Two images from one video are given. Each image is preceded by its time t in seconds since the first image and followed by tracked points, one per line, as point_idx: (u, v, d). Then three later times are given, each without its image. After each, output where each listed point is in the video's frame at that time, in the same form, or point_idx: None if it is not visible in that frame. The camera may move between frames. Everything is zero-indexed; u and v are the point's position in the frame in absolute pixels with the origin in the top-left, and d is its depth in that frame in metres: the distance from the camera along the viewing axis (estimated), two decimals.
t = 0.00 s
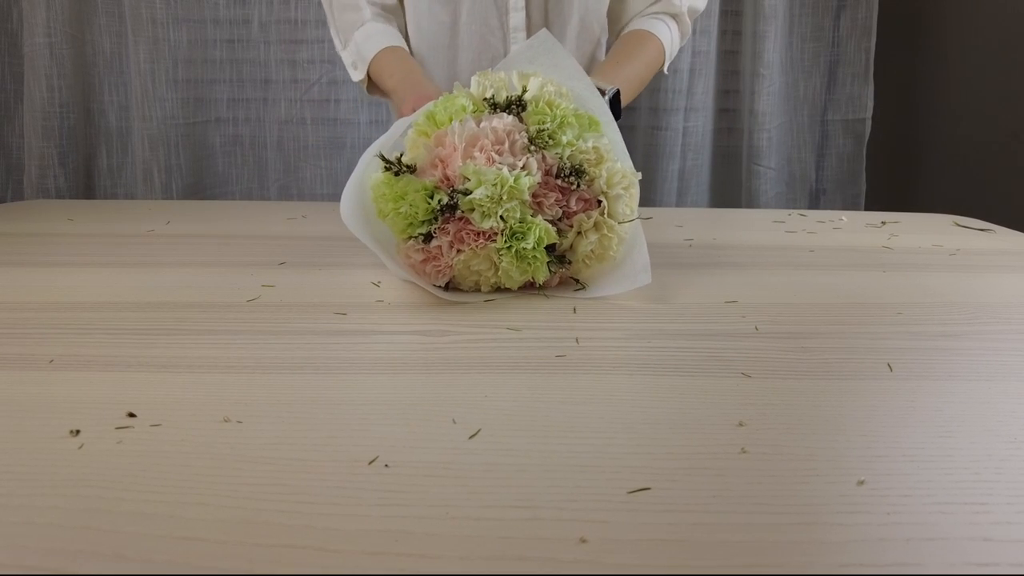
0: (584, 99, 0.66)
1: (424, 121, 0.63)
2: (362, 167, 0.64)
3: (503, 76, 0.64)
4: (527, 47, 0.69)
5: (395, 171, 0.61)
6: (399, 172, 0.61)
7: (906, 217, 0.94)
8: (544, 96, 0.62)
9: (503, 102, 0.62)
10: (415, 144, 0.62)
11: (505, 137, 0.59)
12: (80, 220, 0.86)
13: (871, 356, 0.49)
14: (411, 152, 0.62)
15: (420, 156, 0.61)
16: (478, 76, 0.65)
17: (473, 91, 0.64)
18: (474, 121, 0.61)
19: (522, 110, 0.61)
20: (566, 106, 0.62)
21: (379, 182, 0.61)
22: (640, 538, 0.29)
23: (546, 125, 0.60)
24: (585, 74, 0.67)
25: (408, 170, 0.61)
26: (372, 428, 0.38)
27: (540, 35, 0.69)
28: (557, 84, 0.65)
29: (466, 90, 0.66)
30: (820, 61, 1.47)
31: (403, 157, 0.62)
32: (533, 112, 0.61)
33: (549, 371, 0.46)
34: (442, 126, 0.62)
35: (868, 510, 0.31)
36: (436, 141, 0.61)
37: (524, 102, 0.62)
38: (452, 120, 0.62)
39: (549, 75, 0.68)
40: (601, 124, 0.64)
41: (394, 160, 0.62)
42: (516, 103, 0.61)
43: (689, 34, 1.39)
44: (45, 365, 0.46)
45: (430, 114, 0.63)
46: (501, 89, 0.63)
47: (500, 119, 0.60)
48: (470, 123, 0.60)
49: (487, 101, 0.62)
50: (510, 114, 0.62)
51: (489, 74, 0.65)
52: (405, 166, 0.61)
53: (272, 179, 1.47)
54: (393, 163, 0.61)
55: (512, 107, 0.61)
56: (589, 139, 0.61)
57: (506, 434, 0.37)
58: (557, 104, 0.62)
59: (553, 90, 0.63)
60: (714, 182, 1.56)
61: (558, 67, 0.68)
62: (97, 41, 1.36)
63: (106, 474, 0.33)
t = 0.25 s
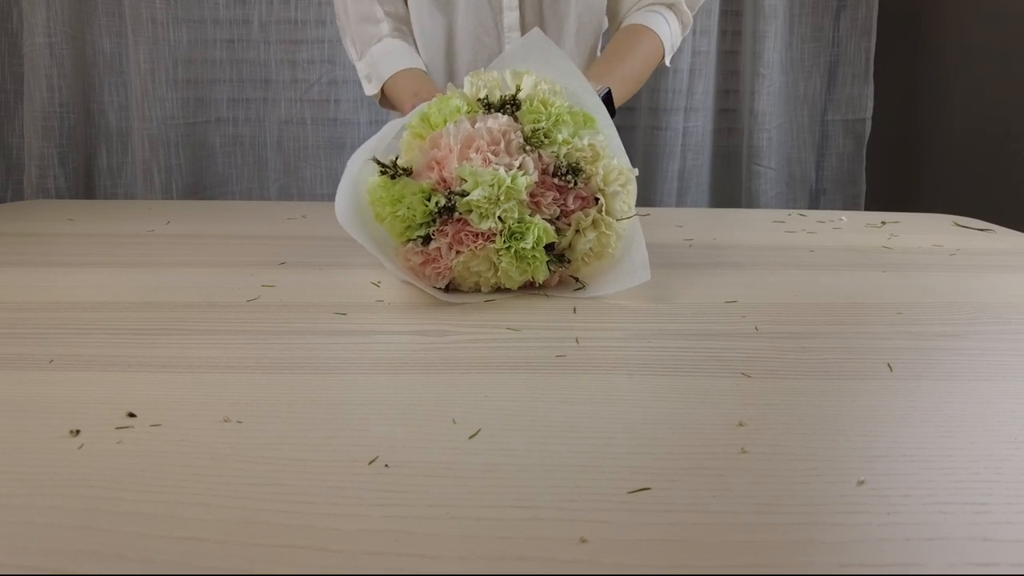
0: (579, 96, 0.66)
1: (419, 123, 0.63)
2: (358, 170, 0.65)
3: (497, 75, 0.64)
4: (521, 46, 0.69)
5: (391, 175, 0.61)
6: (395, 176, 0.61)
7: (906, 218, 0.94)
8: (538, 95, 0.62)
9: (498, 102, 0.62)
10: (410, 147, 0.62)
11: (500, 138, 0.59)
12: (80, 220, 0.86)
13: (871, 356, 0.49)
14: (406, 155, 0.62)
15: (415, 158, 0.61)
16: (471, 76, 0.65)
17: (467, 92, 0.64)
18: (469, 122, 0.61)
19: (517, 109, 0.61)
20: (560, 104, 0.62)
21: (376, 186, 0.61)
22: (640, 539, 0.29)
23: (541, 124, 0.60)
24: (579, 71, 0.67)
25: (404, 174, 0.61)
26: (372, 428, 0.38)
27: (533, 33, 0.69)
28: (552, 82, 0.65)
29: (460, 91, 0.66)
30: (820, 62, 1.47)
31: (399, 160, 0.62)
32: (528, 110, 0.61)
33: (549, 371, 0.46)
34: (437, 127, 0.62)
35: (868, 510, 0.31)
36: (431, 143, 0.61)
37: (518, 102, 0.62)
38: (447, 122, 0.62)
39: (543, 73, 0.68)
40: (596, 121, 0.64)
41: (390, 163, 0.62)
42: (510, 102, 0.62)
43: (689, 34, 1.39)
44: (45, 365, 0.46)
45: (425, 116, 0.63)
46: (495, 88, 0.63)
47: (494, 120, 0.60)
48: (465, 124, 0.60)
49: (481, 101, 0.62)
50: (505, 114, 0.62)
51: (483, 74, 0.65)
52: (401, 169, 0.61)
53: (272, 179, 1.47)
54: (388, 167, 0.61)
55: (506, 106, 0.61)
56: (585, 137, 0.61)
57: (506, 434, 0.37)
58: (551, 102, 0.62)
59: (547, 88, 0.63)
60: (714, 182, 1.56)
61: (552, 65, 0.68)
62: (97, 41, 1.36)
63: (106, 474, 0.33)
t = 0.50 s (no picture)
0: (580, 98, 0.66)
1: (422, 123, 0.63)
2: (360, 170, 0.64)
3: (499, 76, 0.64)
4: (523, 47, 0.69)
5: (393, 173, 0.61)
6: (397, 175, 0.61)
7: (906, 218, 0.94)
8: (541, 96, 0.62)
9: (501, 103, 0.62)
10: (412, 146, 0.62)
11: (503, 138, 0.59)
12: (80, 220, 0.86)
13: (871, 356, 0.49)
14: (408, 154, 0.62)
15: (417, 158, 0.61)
16: (474, 76, 0.65)
17: (469, 92, 0.64)
18: (471, 122, 0.61)
19: (519, 110, 0.61)
20: (563, 106, 0.62)
21: (377, 185, 0.61)
22: (639, 538, 0.29)
23: (544, 126, 0.60)
24: (581, 73, 0.67)
25: (406, 172, 0.61)
26: (372, 428, 0.38)
27: (536, 34, 0.68)
28: (554, 84, 0.65)
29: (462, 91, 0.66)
30: (820, 62, 1.47)
31: (401, 159, 0.62)
32: (530, 112, 0.61)
33: (550, 371, 0.46)
34: (440, 127, 0.62)
35: (868, 510, 0.31)
36: (433, 143, 0.61)
37: (521, 103, 0.62)
38: (449, 121, 0.62)
39: (545, 74, 0.68)
40: (598, 123, 0.64)
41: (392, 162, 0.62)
42: (513, 103, 0.62)
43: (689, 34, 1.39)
44: (45, 365, 0.46)
45: (427, 116, 0.63)
46: (498, 89, 0.63)
47: (497, 120, 0.60)
48: (467, 124, 0.60)
49: (484, 101, 0.62)
50: (508, 114, 0.62)
51: (486, 74, 0.65)
52: (402, 168, 0.61)
53: (272, 179, 1.47)
54: (391, 167, 0.61)
55: (509, 107, 0.61)
56: (587, 139, 0.62)
57: (505, 434, 0.37)
58: (554, 104, 0.62)
59: (550, 90, 0.63)
60: (714, 182, 1.56)
61: (555, 67, 0.68)
62: (97, 41, 1.36)
63: (106, 474, 0.33)
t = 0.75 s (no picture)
0: (581, 99, 0.66)
1: (423, 122, 0.63)
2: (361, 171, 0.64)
3: (501, 76, 0.64)
4: (525, 47, 0.69)
5: (393, 172, 0.61)
6: (398, 173, 0.60)
7: (905, 218, 0.94)
8: (543, 96, 0.62)
9: (502, 103, 0.62)
10: (413, 146, 0.62)
11: (504, 138, 0.59)
12: (80, 220, 0.86)
13: (871, 356, 0.49)
14: (409, 154, 0.62)
15: (418, 157, 0.61)
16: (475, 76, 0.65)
17: (471, 91, 0.64)
18: (473, 122, 0.61)
19: (521, 110, 0.61)
20: (564, 106, 0.62)
21: (378, 184, 0.61)
22: (640, 539, 0.29)
23: (545, 126, 0.60)
24: (582, 73, 0.67)
25: (407, 172, 0.61)
26: (372, 428, 0.38)
27: (537, 34, 0.68)
28: (555, 84, 0.65)
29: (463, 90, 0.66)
30: (820, 62, 1.47)
31: (402, 158, 0.62)
32: (531, 112, 0.61)
33: (551, 371, 0.46)
34: (441, 126, 0.62)
35: (869, 510, 0.31)
36: (434, 143, 0.61)
37: (523, 102, 0.62)
38: (450, 121, 0.62)
39: (546, 74, 0.68)
40: (599, 124, 0.64)
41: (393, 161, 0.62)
42: (515, 103, 0.62)
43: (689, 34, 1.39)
44: (45, 365, 0.46)
45: (428, 115, 0.63)
46: (500, 89, 0.63)
47: (499, 120, 0.60)
48: (469, 124, 0.60)
49: (486, 101, 0.62)
50: (509, 114, 0.62)
51: (487, 74, 0.65)
52: (404, 167, 0.61)
53: (272, 179, 1.47)
54: (392, 165, 0.61)
55: (510, 107, 0.61)
56: (588, 139, 0.62)
57: (505, 434, 0.37)
58: (555, 104, 0.62)
59: (551, 90, 0.63)
60: (714, 182, 1.56)
61: (556, 67, 0.68)
62: (97, 41, 1.36)
63: (106, 474, 0.33)
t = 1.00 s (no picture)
0: (581, 99, 0.66)
1: (423, 122, 0.63)
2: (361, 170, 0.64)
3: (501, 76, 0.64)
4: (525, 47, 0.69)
5: (393, 172, 0.61)
6: (398, 172, 0.60)
7: (906, 217, 0.94)
8: (543, 96, 0.62)
9: (502, 103, 0.62)
10: (413, 146, 0.62)
11: (504, 137, 0.59)
12: (80, 220, 0.86)
13: (871, 356, 0.49)
14: (409, 154, 0.62)
15: (419, 157, 0.61)
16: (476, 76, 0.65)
17: (471, 92, 0.64)
18: (473, 122, 0.61)
19: (521, 110, 0.61)
20: (564, 106, 0.62)
21: (378, 184, 0.61)
22: (640, 539, 0.29)
23: (545, 126, 0.60)
24: (582, 73, 0.67)
25: (408, 172, 0.61)
26: (372, 428, 0.38)
27: (537, 34, 0.68)
28: (555, 84, 0.65)
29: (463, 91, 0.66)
30: (820, 62, 1.47)
31: (402, 158, 0.62)
32: (531, 112, 0.61)
33: (551, 372, 0.46)
34: (441, 126, 0.62)
35: (869, 510, 0.31)
36: (435, 143, 0.61)
37: (523, 102, 0.62)
38: (451, 121, 0.62)
39: (546, 75, 0.68)
40: (599, 123, 0.64)
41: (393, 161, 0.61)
42: (515, 102, 0.61)
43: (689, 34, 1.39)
44: (45, 365, 0.46)
45: (428, 115, 0.63)
46: (499, 89, 0.63)
47: (499, 120, 0.60)
48: (469, 124, 0.60)
49: (486, 101, 0.62)
50: (509, 114, 0.62)
51: (487, 74, 0.65)
52: (404, 167, 0.61)
53: (272, 179, 1.47)
54: (393, 164, 0.61)
55: (510, 107, 0.61)
56: (588, 139, 0.62)
57: (506, 434, 0.37)
58: (555, 104, 0.62)
59: (551, 90, 0.63)
60: (714, 182, 1.56)
61: (555, 67, 0.68)
62: (97, 41, 1.36)
63: (106, 474, 0.33)
